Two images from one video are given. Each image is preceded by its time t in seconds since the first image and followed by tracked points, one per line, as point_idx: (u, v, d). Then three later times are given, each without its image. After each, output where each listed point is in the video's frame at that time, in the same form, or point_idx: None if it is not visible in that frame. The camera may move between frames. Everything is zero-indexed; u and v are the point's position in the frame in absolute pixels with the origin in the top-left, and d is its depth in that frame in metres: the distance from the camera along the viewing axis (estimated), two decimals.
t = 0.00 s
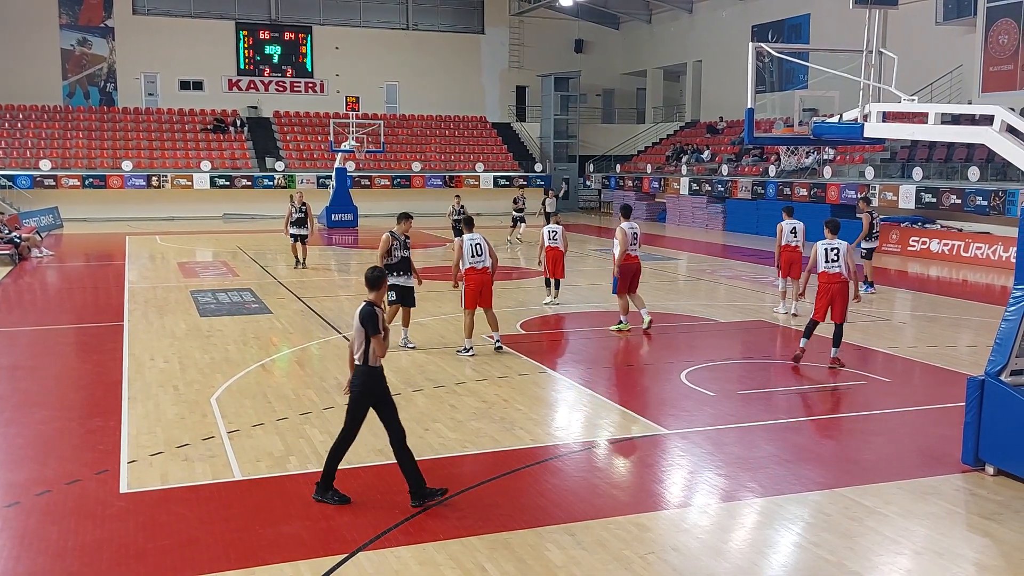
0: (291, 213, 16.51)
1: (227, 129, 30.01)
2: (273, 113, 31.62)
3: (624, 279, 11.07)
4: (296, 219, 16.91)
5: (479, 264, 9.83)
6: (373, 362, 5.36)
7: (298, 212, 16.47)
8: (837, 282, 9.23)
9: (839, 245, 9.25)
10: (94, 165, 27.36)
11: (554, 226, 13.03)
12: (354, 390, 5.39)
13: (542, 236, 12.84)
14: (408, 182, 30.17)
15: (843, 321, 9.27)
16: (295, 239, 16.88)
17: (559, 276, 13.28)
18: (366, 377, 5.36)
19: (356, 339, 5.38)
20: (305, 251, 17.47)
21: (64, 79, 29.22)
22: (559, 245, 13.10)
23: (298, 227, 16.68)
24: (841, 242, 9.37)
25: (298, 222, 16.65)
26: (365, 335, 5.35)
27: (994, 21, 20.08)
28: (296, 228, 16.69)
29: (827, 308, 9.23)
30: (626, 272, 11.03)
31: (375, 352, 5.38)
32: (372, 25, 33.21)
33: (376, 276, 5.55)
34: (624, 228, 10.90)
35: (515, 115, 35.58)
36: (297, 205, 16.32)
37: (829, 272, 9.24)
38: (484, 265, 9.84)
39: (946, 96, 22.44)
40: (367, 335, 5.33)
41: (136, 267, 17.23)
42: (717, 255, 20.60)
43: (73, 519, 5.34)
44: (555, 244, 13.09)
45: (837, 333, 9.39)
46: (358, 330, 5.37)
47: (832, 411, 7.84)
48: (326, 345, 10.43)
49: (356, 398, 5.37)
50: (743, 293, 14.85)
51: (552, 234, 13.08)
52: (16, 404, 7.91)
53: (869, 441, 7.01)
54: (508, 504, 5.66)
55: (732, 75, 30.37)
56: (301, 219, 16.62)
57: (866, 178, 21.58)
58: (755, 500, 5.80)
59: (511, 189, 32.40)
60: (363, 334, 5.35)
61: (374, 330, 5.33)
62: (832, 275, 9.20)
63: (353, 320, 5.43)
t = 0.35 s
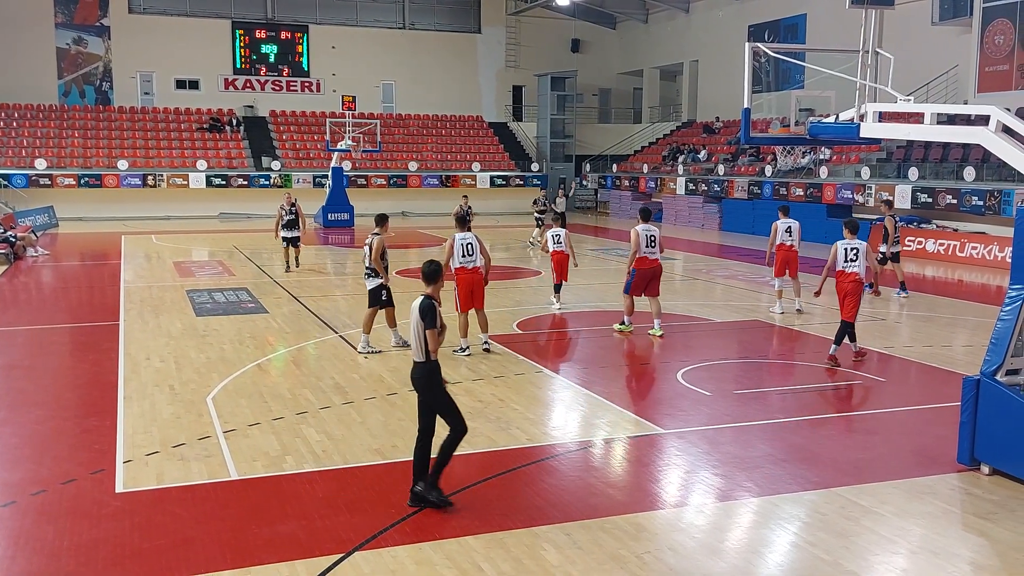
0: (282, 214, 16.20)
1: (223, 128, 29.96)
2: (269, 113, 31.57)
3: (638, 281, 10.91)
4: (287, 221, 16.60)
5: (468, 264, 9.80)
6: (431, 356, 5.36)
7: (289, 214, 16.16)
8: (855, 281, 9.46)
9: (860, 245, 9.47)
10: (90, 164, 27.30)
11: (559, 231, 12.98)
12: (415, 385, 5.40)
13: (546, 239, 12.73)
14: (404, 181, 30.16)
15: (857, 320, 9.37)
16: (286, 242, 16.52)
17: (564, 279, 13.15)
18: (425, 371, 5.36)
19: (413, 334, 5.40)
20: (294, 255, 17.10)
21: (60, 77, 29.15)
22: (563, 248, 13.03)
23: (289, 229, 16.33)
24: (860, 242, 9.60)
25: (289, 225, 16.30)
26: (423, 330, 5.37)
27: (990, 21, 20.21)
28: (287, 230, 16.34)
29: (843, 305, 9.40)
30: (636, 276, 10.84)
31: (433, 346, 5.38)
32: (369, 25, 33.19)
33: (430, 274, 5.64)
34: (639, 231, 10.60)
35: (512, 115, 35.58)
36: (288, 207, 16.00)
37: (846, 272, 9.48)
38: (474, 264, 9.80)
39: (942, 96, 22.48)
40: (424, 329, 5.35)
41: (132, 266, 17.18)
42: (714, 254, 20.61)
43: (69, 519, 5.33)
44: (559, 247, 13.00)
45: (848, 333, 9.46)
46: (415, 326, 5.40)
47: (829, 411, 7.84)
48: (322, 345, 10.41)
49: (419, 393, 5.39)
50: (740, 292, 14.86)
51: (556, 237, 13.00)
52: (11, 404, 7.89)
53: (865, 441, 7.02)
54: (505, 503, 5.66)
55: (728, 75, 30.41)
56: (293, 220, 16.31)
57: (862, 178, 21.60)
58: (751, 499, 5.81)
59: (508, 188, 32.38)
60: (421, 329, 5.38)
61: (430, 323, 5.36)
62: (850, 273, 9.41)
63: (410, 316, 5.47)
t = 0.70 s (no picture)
0: (269, 216, 15.87)
1: (213, 128, 29.87)
2: (260, 112, 31.49)
3: (643, 283, 10.72)
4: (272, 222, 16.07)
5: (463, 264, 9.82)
6: (483, 359, 5.32)
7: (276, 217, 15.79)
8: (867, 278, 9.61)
9: (873, 242, 9.60)
10: (79, 164, 27.22)
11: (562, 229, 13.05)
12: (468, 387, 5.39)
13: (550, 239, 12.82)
14: (396, 181, 30.17)
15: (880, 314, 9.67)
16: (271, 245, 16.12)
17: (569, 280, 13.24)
18: (477, 374, 5.34)
19: (464, 337, 5.35)
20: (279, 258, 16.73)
21: (49, 77, 29.01)
22: (565, 248, 13.11)
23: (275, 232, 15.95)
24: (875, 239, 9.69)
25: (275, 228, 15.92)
26: (475, 334, 5.32)
27: (979, 23, 20.38)
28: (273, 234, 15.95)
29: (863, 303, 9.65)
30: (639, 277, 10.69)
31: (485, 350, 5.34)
32: (360, 24, 33.14)
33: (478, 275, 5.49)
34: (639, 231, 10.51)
35: (503, 115, 35.56)
36: (275, 210, 15.65)
37: (860, 269, 9.64)
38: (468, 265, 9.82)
39: (931, 98, 22.59)
40: (476, 334, 5.29)
41: (121, 266, 17.11)
42: (705, 255, 20.68)
43: (57, 520, 5.30)
44: (561, 247, 13.07)
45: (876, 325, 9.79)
46: (466, 329, 5.35)
47: (819, 411, 7.86)
48: (313, 345, 10.39)
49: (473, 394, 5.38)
50: (730, 293, 14.91)
51: (559, 236, 13.07)
52: None
53: (854, 441, 7.04)
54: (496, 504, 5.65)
55: (719, 76, 30.48)
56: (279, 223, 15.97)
57: (852, 179, 21.70)
58: (742, 499, 5.82)
59: (499, 188, 32.40)
60: (472, 333, 5.32)
61: (482, 329, 5.29)
62: (863, 272, 9.59)
63: (460, 318, 5.41)
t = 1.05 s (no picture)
0: (248, 220, 15.42)
1: (199, 128, 29.68)
2: (246, 112, 31.32)
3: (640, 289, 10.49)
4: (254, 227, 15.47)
5: (456, 266, 9.81)
6: (518, 360, 5.46)
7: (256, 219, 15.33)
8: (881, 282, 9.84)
9: (885, 248, 9.84)
10: (63, 163, 27.01)
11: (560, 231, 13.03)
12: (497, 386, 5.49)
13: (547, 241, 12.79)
14: (382, 182, 30.11)
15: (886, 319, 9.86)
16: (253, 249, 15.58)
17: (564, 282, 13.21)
18: (510, 373, 5.45)
19: (502, 336, 5.49)
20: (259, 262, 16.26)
21: (33, 75, 28.76)
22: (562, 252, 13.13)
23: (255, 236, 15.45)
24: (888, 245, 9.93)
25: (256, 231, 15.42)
26: (514, 334, 5.46)
27: (963, 29, 20.62)
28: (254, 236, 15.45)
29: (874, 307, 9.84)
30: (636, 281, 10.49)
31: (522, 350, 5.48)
32: (348, 25, 33.04)
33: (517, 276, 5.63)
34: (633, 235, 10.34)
35: (490, 117, 35.53)
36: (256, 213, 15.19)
37: (874, 273, 9.84)
38: (462, 266, 9.81)
39: (915, 104, 22.76)
40: (515, 333, 5.44)
41: (105, 266, 16.98)
42: (691, 258, 20.74)
43: (37, 522, 5.25)
44: (558, 249, 13.08)
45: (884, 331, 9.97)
46: (505, 328, 5.49)
47: (804, 414, 7.90)
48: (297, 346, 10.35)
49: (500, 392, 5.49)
50: (716, 296, 14.95)
51: (557, 239, 13.05)
52: None
53: (838, 444, 7.07)
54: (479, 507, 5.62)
55: (705, 81, 30.60)
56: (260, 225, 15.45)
57: (837, 184, 21.82)
58: (726, 502, 5.83)
59: (486, 190, 32.38)
60: (511, 332, 5.47)
61: (524, 329, 5.45)
62: (878, 276, 9.81)
63: (498, 318, 5.55)
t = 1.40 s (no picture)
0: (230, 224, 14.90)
1: (187, 131, 29.53)
2: (234, 116, 31.21)
3: (638, 292, 10.37)
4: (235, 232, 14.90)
5: (451, 267, 9.79)
6: (554, 360, 5.63)
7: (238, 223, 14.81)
8: (887, 281, 9.96)
9: (893, 248, 9.94)
10: (49, 167, 26.86)
11: (545, 234, 13.02)
12: (535, 386, 5.69)
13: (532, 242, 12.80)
14: (371, 185, 30.10)
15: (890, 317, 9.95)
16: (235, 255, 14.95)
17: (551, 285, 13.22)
18: (548, 374, 5.64)
19: (535, 338, 5.64)
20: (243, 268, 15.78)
21: (19, 80, 28.58)
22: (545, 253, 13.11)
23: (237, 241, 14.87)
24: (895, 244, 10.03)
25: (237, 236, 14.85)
26: (548, 335, 5.61)
27: (949, 30, 20.82)
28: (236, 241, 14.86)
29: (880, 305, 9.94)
30: (636, 285, 10.31)
31: (557, 350, 5.65)
32: (337, 28, 32.99)
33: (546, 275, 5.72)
34: (640, 239, 10.13)
35: (479, 119, 35.53)
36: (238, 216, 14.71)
37: (881, 272, 9.95)
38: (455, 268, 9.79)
39: (903, 105, 22.91)
40: (549, 335, 5.58)
41: (92, 271, 16.88)
42: (680, 260, 20.79)
43: (25, 528, 5.20)
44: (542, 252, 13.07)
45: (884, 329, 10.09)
46: (538, 330, 5.63)
47: (794, 414, 7.92)
48: (287, 350, 10.30)
49: (540, 392, 5.69)
50: (706, 297, 14.98)
51: (541, 240, 13.05)
52: None
53: (828, 444, 7.10)
54: (471, 510, 5.61)
55: (693, 83, 30.71)
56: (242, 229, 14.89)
57: (825, 185, 21.91)
58: (717, 503, 5.83)
59: (475, 193, 32.38)
60: (543, 334, 5.61)
61: (557, 329, 5.59)
62: (885, 275, 9.92)
63: (531, 320, 5.68)
